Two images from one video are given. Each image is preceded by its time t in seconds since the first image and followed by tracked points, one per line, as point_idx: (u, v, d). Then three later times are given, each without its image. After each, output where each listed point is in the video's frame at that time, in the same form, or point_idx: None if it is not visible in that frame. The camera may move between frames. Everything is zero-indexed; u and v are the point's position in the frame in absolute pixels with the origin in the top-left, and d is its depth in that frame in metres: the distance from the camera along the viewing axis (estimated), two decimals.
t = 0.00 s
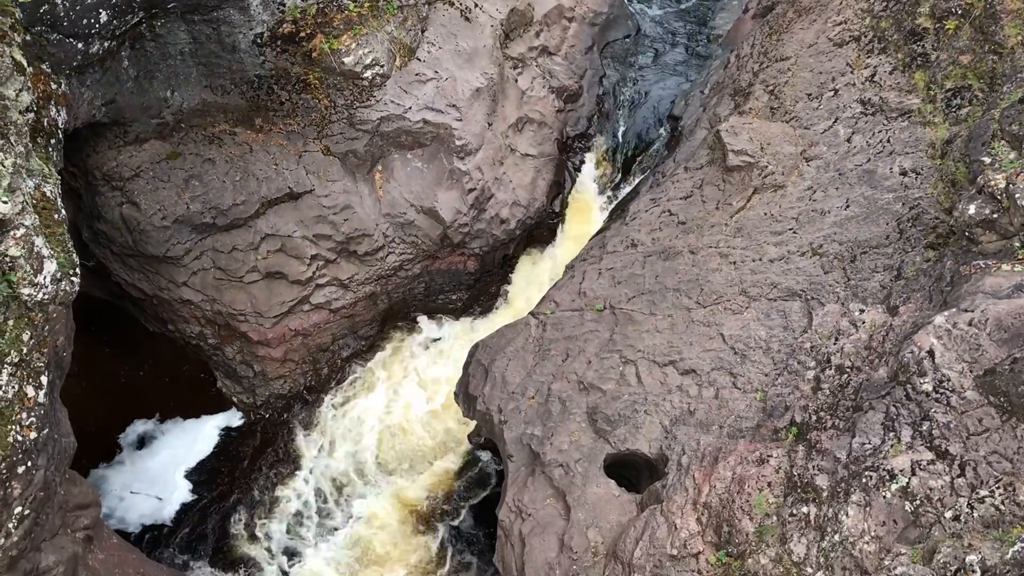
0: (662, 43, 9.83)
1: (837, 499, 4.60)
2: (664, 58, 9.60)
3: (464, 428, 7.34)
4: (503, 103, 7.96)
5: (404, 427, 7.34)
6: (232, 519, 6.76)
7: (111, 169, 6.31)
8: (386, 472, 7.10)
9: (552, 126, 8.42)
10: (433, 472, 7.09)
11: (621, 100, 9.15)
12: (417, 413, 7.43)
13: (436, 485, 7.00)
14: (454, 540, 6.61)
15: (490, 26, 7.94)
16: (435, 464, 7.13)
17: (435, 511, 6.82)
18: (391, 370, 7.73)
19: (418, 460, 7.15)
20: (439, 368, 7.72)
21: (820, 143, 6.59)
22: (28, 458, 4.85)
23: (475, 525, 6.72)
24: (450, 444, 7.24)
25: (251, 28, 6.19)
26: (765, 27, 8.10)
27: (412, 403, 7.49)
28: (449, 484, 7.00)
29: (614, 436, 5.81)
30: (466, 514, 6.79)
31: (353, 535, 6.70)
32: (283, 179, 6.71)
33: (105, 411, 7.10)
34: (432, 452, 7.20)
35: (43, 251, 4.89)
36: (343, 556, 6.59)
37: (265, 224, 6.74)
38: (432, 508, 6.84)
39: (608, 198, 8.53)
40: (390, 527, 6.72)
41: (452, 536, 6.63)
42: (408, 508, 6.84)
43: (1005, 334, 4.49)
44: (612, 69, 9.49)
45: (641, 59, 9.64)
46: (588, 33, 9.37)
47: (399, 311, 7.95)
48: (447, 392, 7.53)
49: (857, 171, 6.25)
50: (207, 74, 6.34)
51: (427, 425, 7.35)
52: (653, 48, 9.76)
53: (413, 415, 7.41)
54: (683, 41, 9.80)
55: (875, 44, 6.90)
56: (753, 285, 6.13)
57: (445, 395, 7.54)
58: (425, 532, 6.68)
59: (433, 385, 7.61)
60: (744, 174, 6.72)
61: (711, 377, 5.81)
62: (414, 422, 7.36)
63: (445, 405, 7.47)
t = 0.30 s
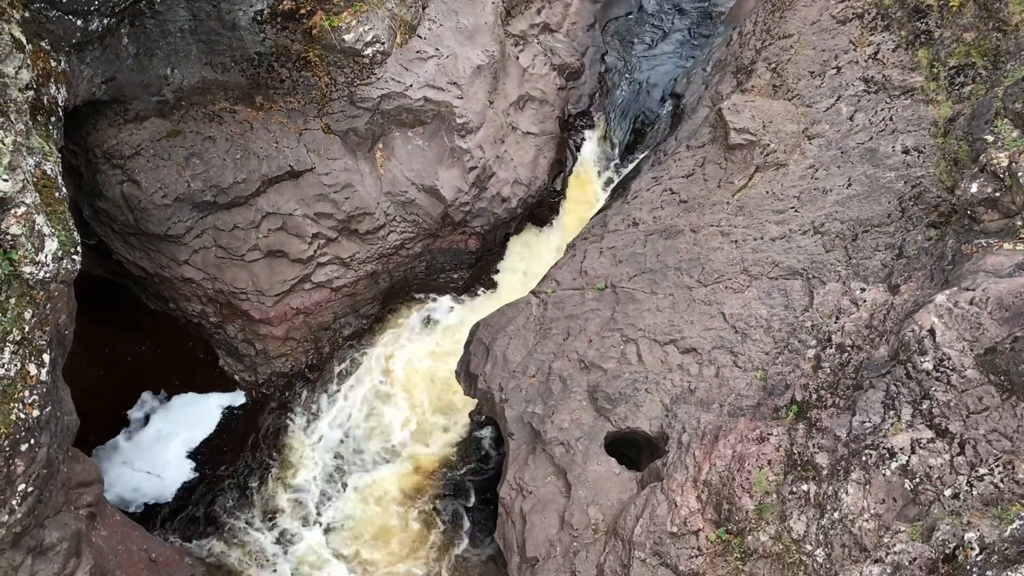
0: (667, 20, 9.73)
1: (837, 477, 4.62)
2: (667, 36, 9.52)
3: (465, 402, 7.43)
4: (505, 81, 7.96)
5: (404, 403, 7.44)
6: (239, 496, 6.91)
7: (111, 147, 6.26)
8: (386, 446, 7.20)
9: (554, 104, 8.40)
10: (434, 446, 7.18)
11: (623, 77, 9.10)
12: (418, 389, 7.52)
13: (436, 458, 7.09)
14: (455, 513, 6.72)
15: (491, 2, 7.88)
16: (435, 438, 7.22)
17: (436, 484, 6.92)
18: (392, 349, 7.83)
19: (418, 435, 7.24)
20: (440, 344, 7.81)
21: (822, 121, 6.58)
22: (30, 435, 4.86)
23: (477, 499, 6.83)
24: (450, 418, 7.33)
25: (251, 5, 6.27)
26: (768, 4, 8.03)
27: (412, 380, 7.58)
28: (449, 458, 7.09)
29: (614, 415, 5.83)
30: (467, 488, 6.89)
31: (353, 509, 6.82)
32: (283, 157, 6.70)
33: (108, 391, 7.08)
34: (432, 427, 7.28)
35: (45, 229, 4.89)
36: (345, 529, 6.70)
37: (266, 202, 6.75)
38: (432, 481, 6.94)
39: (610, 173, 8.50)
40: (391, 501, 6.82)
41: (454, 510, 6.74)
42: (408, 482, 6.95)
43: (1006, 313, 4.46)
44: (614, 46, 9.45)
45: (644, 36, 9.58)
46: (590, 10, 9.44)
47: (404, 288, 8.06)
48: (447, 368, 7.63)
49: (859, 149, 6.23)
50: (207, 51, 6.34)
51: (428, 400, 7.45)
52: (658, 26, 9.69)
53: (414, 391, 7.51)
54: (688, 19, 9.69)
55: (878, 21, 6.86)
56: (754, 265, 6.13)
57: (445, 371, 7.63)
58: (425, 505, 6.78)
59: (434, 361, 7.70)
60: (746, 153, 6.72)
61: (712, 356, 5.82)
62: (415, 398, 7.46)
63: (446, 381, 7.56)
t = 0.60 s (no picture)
0: None
1: (837, 455, 4.63)
2: (671, 13, 9.46)
3: (464, 384, 7.51)
4: (507, 59, 7.96)
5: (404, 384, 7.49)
6: (242, 476, 6.97)
7: (112, 126, 6.26)
8: (386, 427, 7.26)
9: (556, 83, 8.37)
10: (433, 426, 7.24)
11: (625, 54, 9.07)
12: (417, 370, 7.58)
13: (435, 439, 7.16)
14: (455, 493, 6.76)
15: None
16: (435, 419, 7.29)
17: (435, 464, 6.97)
18: (392, 331, 7.88)
19: (418, 415, 7.31)
20: (439, 327, 7.87)
21: (825, 100, 6.56)
22: (33, 414, 4.87)
23: (477, 479, 6.86)
24: (450, 400, 7.40)
25: None
26: None
27: (412, 361, 7.64)
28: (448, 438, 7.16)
29: (615, 394, 5.84)
30: (466, 468, 6.91)
31: (353, 488, 6.88)
32: (284, 135, 6.72)
33: (111, 370, 7.11)
34: (432, 408, 7.35)
35: (45, 208, 4.88)
36: (344, 508, 6.75)
37: (268, 181, 6.78)
38: (432, 461, 7.00)
39: (611, 154, 8.46)
40: (390, 481, 6.89)
41: (454, 490, 6.78)
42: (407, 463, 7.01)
43: (1008, 293, 4.48)
44: (618, 23, 9.43)
45: (648, 13, 9.53)
46: None
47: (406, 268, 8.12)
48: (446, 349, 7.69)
49: (862, 128, 6.21)
50: (207, 29, 6.20)
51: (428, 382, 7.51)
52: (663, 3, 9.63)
53: (414, 372, 7.57)
54: None
55: None
56: (756, 244, 6.12)
57: (445, 353, 7.69)
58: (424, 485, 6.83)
59: (434, 342, 7.75)
60: (749, 132, 6.72)
61: (713, 336, 5.82)
62: (415, 379, 7.53)
63: (446, 362, 7.62)
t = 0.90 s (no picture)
0: None
1: (837, 435, 4.66)
2: None
3: (465, 363, 7.51)
4: (508, 37, 7.92)
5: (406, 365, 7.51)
6: (246, 455, 7.05)
7: (113, 104, 6.24)
8: (388, 408, 7.30)
9: (557, 60, 8.31)
10: (435, 407, 7.27)
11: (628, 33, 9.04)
12: (418, 350, 7.59)
13: (437, 419, 7.19)
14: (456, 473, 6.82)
15: None
16: (436, 399, 7.31)
17: (437, 444, 7.02)
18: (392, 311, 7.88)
19: (419, 396, 7.33)
20: (439, 308, 7.88)
21: (828, 79, 6.54)
22: (35, 392, 4.88)
23: (478, 460, 6.92)
24: (451, 379, 7.42)
25: None
26: None
27: (412, 342, 7.64)
28: (450, 419, 7.19)
29: (616, 373, 5.85)
30: (467, 447, 6.98)
31: (355, 470, 6.94)
32: (285, 114, 6.68)
33: (114, 349, 7.12)
34: (433, 388, 7.37)
35: (45, 186, 4.87)
36: (347, 490, 6.81)
37: (268, 159, 6.74)
38: (434, 441, 7.05)
39: (616, 130, 8.45)
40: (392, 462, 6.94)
41: (455, 470, 6.84)
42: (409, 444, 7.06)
43: (1010, 272, 4.48)
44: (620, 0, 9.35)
45: None
46: None
47: (403, 249, 8.09)
48: (446, 329, 7.70)
49: (864, 107, 6.20)
50: (206, 7, 6.17)
51: (428, 362, 7.52)
52: None
53: (414, 352, 7.58)
54: None
55: None
56: (757, 224, 6.11)
57: (446, 333, 7.69)
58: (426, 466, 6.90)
59: (434, 323, 7.76)
60: (751, 111, 6.70)
61: (714, 315, 5.82)
62: (415, 360, 7.53)
63: (446, 342, 7.63)
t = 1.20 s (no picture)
0: None
1: (837, 412, 4.67)
2: None
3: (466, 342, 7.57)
4: (508, 13, 7.83)
5: (405, 344, 7.55)
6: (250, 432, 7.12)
7: (112, 82, 6.20)
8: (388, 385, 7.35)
9: (558, 37, 8.28)
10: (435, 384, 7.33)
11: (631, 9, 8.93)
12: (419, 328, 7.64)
13: (437, 396, 7.26)
14: (455, 450, 6.94)
15: None
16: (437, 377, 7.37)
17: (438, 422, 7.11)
18: (391, 290, 7.90)
19: (419, 373, 7.39)
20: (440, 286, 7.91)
21: (830, 56, 6.53)
22: (37, 370, 4.88)
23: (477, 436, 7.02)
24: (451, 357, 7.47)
25: None
26: None
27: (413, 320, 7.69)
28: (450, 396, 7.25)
29: (617, 351, 5.87)
30: (468, 423, 7.08)
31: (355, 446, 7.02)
32: (285, 92, 6.69)
33: (116, 326, 7.14)
34: (434, 366, 7.43)
35: (46, 165, 4.87)
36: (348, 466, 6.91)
37: (269, 137, 6.76)
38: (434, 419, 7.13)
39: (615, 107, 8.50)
40: (391, 439, 7.03)
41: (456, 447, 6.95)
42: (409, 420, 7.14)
43: (1011, 250, 4.47)
44: None
45: None
46: None
47: (402, 229, 8.12)
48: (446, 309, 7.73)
49: (867, 85, 6.19)
50: None
51: (429, 339, 7.57)
52: None
53: (415, 331, 7.63)
54: None
55: None
56: (759, 201, 6.11)
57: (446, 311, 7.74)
58: (426, 443, 7.00)
59: (435, 301, 7.80)
60: (752, 89, 6.70)
61: (715, 294, 5.82)
62: (416, 338, 7.58)
63: (447, 321, 7.68)
